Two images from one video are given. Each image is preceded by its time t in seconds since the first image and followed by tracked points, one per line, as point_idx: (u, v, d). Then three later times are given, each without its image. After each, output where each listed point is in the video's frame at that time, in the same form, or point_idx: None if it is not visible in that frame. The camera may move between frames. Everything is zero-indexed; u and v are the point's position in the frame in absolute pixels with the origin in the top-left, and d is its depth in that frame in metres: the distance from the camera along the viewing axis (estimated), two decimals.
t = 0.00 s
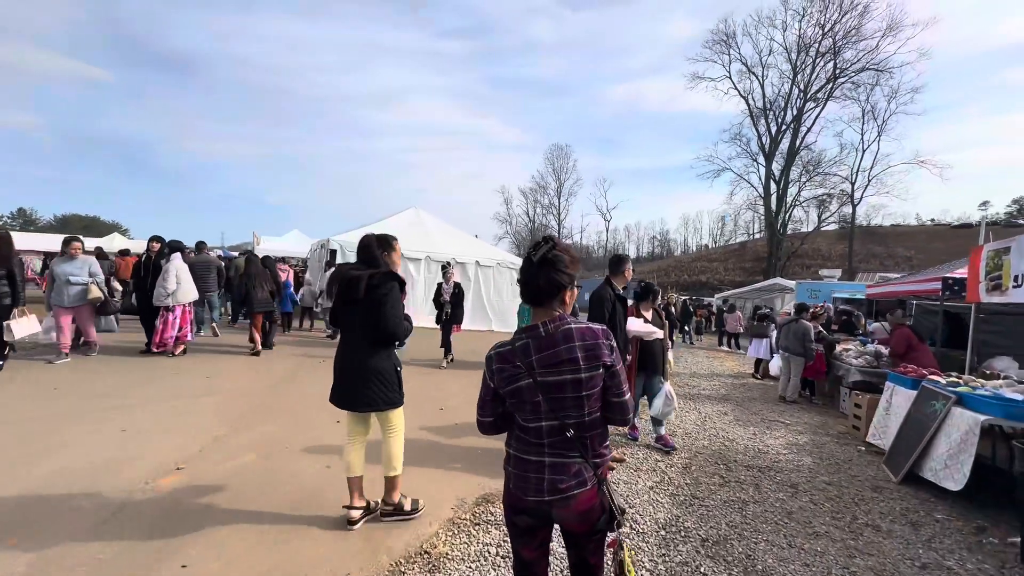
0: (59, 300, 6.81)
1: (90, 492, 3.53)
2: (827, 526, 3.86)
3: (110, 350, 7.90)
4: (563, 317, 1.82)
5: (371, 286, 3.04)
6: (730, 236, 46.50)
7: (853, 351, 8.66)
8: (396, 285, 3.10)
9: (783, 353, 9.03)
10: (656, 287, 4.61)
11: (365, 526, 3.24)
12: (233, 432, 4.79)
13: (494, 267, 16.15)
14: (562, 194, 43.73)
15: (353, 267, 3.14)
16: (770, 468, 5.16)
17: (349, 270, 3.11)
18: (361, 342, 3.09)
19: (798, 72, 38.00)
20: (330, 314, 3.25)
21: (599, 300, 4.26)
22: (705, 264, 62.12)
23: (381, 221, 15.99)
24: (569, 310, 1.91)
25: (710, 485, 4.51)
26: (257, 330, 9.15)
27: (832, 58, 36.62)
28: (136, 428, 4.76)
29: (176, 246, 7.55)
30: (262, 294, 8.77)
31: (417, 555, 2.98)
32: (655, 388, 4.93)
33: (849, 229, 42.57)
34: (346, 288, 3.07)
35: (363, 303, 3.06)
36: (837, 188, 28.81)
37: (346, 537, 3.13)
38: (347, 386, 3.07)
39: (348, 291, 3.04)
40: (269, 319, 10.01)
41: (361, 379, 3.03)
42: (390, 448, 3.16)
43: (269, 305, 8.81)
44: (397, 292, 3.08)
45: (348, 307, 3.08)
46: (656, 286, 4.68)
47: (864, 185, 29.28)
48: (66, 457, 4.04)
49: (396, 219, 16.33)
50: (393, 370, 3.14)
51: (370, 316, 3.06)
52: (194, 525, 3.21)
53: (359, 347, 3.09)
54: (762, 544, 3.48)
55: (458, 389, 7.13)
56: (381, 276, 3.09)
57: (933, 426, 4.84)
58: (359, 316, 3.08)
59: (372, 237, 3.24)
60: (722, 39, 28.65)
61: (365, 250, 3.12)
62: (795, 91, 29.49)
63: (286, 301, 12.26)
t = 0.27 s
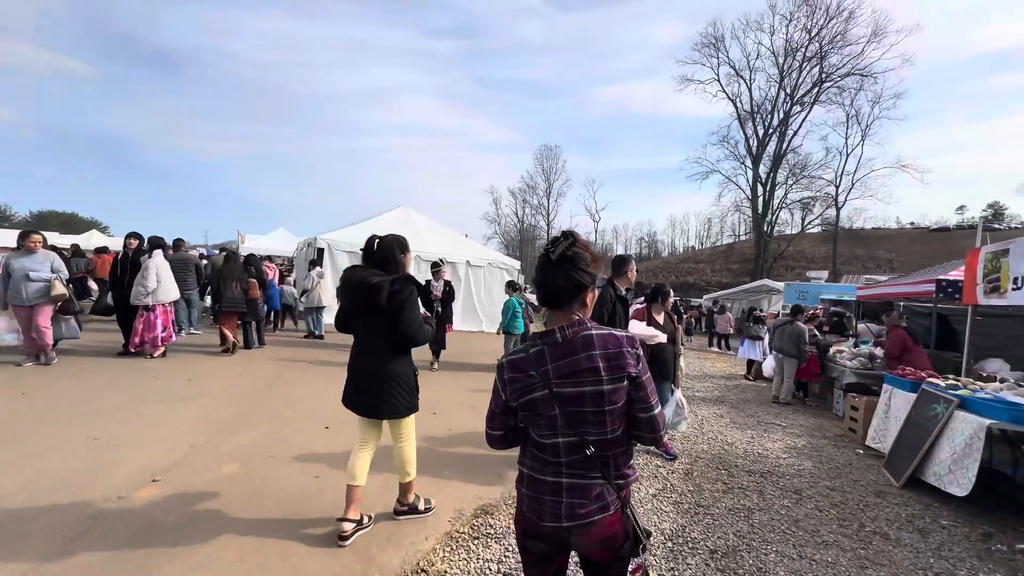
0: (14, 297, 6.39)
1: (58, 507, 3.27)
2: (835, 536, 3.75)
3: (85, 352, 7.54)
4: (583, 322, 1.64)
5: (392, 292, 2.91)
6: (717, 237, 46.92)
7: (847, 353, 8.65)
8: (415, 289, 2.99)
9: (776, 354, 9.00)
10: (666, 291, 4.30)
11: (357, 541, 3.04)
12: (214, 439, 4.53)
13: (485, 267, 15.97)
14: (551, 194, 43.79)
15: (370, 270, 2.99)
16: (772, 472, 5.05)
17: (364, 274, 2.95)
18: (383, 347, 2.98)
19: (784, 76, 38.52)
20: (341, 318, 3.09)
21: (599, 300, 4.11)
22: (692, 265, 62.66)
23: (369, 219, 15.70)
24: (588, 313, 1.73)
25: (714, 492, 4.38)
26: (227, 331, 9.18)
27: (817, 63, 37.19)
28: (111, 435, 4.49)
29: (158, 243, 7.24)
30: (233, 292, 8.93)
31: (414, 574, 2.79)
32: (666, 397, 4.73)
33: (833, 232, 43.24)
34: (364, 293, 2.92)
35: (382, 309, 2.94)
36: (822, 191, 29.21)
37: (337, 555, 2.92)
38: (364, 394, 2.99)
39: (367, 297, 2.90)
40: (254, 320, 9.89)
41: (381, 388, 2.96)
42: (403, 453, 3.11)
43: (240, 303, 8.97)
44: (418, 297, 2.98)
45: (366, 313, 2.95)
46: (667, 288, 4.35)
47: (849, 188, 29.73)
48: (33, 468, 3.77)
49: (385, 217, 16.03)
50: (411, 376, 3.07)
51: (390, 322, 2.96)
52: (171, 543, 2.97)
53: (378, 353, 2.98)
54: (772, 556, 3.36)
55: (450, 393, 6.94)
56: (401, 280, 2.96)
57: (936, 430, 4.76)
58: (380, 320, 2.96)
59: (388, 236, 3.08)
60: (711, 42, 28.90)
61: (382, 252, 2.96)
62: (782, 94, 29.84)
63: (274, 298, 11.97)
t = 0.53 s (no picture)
0: None
1: (23, 529, 3.02)
2: (843, 545, 3.68)
3: (55, 358, 7.16)
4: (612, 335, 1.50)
5: (426, 299, 3.05)
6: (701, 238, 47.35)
7: (838, 355, 8.68)
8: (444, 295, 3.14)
9: (767, 355, 9.00)
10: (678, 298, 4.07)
11: (352, 563, 2.86)
12: (195, 452, 4.28)
13: (474, 267, 15.78)
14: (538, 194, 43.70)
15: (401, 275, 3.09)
16: (773, 478, 4.99)
17: (399, 277, 3.05)
18: (413, 351, 3.07)
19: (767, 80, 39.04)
20: (369, 319, 3.14)
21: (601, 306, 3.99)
22: (677, 265, 63.21)
23: (356, 218, 15.37)
24: (617, 324, 1.60)
25: (717, 500, 4.29)
26: (204, 332, 9.07)
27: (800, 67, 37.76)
28: (84, 448, 4.21)
29: (136, 242, 6.91)
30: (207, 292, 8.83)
31: None
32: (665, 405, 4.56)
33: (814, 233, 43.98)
34: (399, 296, 3.01)
35: (415, 312, 3.04)
36: (805, 194, 29.69)
37: None
38: (389, 396, 3.04)
39: (403, 299, 2.99)
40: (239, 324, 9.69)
41: (410, 390, 3.03)
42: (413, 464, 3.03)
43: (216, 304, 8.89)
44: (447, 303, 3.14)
45: (399, 316, 3.03)
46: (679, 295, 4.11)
47: (830, 191, 30.30)
48: None
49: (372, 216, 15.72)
50: (435, 379, 3.17)
51: (421, 326, 3.06)
52: (150, 569, 2.75)
53: (407, 356, 3.07)
54: (783, 568, 3.27)
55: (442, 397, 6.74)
56: (433, 285, 3.10)
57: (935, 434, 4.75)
58: (411, 325, 3.05)
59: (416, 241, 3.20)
60: (696, 46, 29.19)
61: (415, 259, 3.07)
62: (766, 97, 30.19)
63: (252, 302, 11.64)
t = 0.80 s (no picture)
0: None
1: None
2: (844, 547, 3.64)
3: (26, 360, 6.83)
4: (634, 337, 1.36)
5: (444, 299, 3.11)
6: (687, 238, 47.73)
7: (827, 354, 8.74)
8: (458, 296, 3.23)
9: (755, 354, 9.02)
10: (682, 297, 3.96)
11: None
12: (177, 459, 4.08)
13: (462, 266, 15.61)
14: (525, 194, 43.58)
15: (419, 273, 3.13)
16: (769, 479, 4.96)
17: (418, 275, 3.09)
18: (427, 350, 3.12)
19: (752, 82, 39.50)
20: (384, 315, 3.15)
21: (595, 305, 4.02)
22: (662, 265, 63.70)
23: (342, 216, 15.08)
24: (636, 325, 1.46)
25: (717, 502, 4.23)
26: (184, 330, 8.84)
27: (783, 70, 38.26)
28: (56, 456, 3.98)
29: (115, 239, 6.63)
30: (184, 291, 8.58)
31: None
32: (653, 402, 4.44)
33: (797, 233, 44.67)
34: (419, 294, 3.05)
35: (433, 311, 3.10)
36: (789, 195, 30.13)
37: None
38: (399, 394, 3.06)
39: (422, 297, 3.04)
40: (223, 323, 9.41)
41: (423, 388, 3.06)
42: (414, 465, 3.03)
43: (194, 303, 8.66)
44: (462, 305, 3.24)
45: (417, 313, 3.06)
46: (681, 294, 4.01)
47: (813, 192, 30.81)
48: None
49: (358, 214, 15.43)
50: (444, 379, 3.21)
51: (436, 326, 3.12)
52: None
53: (421, 353, 3.11)
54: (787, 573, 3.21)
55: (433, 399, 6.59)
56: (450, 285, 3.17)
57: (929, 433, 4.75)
58: (428, 323, 3.10)
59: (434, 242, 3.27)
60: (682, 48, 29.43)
61: (434, 258, 3.13)
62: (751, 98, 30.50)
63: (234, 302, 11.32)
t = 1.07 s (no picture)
0: None
1: None
2: (844, 549, 3.60)
3: None
4: (651, 341, 1.26)
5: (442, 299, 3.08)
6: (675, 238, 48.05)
7: (817, 352, 8.79)
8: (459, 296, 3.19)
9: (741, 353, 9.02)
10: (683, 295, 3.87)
11: None
12: (155, 468, 3.89)
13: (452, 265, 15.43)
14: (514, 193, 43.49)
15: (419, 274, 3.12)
16: (765, 480, 4.91)
17: (416, 276, 3.08)
18: (429, 351, 3.10)
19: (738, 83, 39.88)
20: (383, 319, 3.17)
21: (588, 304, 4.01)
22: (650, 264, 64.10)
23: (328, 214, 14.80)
24: (651, 327, 1.35)
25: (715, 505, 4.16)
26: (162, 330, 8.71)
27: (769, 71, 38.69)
28: (25, 466, 3.76)
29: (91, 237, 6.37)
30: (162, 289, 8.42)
31: None
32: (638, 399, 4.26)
33: (782, 233, 45.25)
34: (417, 296, 3.04)
35: (431, 312, 3.07)
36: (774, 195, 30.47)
37: None
38: (402, 397, 3.05)
39: (420, 298, 3.03)
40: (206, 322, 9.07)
41: (423, 389, 3.05)
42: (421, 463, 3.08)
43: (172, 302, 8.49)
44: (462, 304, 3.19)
45: (415, 315, 3.05)
46: (680, 293, 3.92)
47: (797, 193, 31.27)
48: None
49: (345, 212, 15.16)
50: (447, 378, 3.18)
51: (436, 326, 3.10)
52: None
53: (422, 354, 3.09)
54: None
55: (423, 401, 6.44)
56: (448, 285, 3.14)
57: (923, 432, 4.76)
58: (427, 324, 3.09)
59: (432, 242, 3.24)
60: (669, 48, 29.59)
61: (432, 259, 3.11)
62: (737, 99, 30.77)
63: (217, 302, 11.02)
